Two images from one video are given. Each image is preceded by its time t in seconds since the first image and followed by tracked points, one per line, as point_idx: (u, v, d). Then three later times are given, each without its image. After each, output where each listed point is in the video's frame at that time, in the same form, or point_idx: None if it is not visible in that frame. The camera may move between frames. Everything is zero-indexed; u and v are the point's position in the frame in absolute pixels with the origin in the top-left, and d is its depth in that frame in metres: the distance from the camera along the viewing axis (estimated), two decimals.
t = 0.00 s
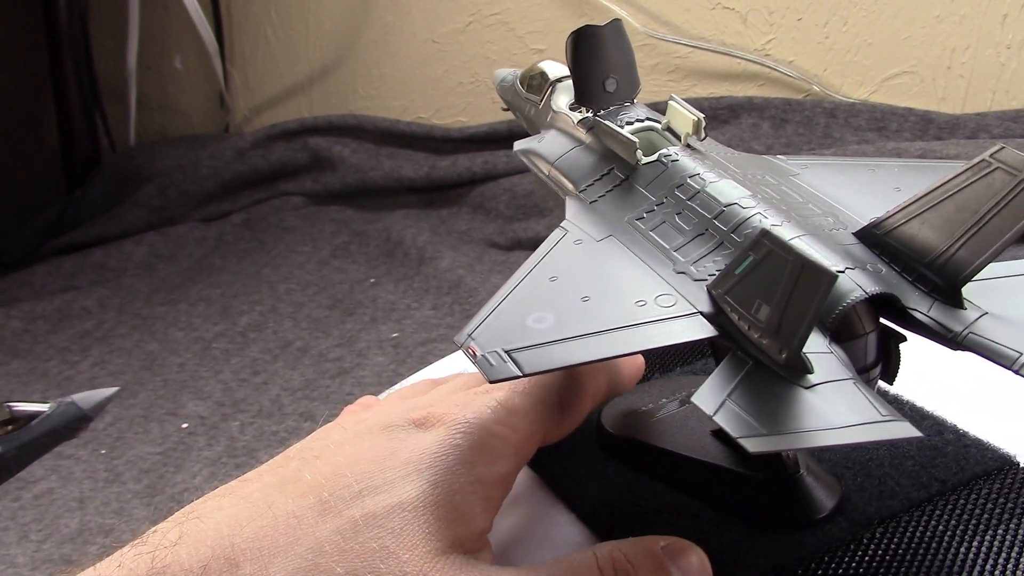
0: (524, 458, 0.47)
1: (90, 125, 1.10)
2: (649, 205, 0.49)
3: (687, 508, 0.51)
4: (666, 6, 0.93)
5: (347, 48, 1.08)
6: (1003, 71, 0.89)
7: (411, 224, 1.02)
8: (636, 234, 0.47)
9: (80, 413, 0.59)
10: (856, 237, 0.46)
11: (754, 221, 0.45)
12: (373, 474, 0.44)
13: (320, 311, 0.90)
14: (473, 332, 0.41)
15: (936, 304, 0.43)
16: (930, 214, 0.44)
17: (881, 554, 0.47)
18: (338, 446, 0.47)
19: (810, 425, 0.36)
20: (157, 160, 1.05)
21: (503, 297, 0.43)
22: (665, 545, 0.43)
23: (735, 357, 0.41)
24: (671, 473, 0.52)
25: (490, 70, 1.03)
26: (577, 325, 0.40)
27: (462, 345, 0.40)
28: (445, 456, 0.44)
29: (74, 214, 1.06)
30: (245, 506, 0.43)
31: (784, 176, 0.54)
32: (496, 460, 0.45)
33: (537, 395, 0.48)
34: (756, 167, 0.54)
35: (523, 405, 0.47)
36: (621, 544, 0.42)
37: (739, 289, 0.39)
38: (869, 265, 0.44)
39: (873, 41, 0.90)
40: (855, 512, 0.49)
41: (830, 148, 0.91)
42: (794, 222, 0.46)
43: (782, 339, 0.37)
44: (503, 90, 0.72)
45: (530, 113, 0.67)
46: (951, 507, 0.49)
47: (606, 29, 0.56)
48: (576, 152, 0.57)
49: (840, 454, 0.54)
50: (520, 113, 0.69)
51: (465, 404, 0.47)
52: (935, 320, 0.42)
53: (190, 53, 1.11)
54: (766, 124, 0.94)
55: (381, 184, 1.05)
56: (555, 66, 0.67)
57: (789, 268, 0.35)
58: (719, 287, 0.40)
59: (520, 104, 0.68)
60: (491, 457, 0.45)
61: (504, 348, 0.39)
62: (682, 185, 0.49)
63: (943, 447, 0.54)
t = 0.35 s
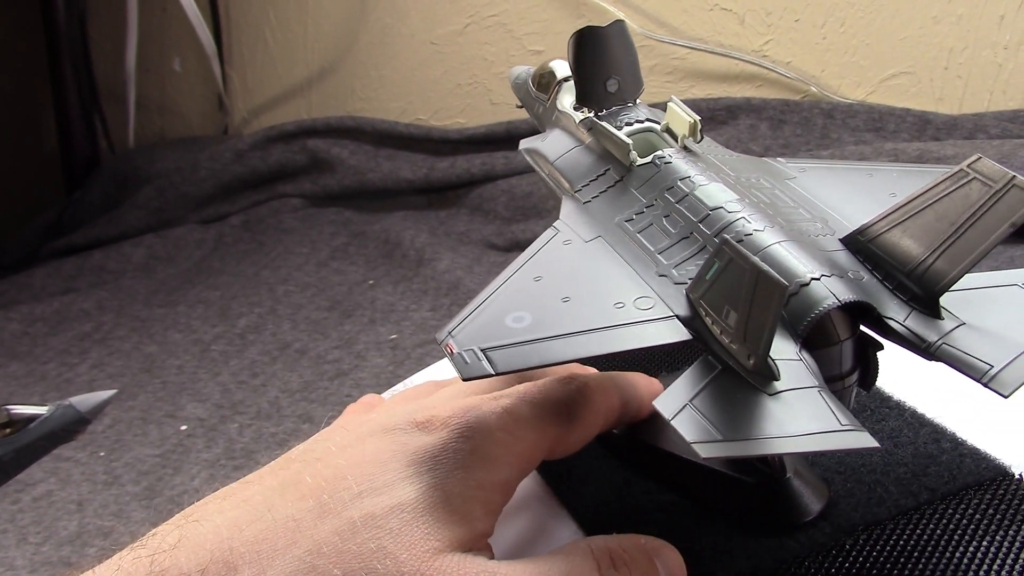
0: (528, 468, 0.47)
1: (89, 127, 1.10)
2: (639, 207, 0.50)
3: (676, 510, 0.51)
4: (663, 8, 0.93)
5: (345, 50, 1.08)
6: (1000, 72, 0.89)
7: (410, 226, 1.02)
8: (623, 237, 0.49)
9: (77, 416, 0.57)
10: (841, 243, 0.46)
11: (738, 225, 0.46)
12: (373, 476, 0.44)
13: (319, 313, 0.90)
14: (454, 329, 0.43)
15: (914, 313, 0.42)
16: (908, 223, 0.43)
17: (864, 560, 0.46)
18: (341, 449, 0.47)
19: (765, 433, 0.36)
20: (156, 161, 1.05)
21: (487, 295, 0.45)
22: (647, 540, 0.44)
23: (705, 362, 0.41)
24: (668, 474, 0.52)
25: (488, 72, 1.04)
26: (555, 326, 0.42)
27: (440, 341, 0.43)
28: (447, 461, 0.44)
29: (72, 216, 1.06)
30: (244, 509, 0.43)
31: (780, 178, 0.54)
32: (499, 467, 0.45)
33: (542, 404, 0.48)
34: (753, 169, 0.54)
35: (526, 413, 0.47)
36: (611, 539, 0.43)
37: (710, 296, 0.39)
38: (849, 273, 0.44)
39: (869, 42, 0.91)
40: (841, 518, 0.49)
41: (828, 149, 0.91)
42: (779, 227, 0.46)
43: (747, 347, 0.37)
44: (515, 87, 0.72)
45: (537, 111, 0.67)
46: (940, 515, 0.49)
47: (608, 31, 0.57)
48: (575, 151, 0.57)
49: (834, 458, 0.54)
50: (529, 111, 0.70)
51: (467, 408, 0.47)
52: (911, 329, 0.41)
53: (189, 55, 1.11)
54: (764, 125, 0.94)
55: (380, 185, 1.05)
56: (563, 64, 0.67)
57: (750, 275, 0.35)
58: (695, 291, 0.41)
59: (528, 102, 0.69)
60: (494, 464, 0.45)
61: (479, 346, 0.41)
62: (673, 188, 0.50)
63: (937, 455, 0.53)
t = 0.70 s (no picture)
0: (526, 473, 0.46)
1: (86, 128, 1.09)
2: (639, 207, 0.50)
3: (673, 509, 0.51)
4: (663, 9, 0.92)
5: (343, 50, 1.07)
6: (1000, 73, 0.89)
7: (408, 226, 1.02)
8: (623, 237, 0.49)
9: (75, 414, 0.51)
10: (843, 244, 0.46)
11: (739, 225, 0.45)
12: (373, 486, 0.44)
13: (317, 313, 0.90)
14: (453, 330, 0.43)
15: (915, 314, 0.42)
16: (910, 225, 0.42)
17: (863, 562, 0.46)
18: (340, 455, 0.47)
19: (765, 434, 0.36)
20: (154, 161, 1.05)
21: (486, 297, 0.45)
22: None
23: (705, 362, 0.40)
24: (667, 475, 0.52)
25: (486, 72, 1.05)
26: (554, 326, 0.42)
27: (441, 342, 0.43)
28: (447, 469, 0.44)
29: (70, 216, 1.05)
30: (243, 516, 0.42)
31: (782, 179, 0.54)
32: (499, 476, 0.45)
33: (541, 409, 0.48)
34: (755, 170, 0.54)
35: (526, 418, 0.47)
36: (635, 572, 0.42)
37: (710, 295, 0.39)
38: (851, 274, 0.44)
39: (868, 42, 0.91)
40: (841, 521, 0.49)
41: (827, 150, 0.91)
42: (780, 227, 0.46)
43: (748, 347, 0.37)
44: (519, 87, 0.72)
45: (539, 109, 0.67)
46: (941, 518, 0.49)
47: (609, 31, 0.57)
48: (576, 150, 0.57)
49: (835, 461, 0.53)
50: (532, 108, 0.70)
51: (467, 413, 0.47)
52: (912, 331, 0.41)
53: (187, 55, 1.11)
54: (762, 126, 0.94)
55: (378, 186, 1.05)
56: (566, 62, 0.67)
57: (749, 275, 0.35)
58: (695, 290, 0.40)
59: (531, 100, 0.69)
60: (494, 472, 0.44)
61: (477, 347, 0.42)
62: (674, 187, 0.49)
63: (939, 458, 0.53)
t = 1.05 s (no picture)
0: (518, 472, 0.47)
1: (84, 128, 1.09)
2: (634, 207, 0.50)
3: (663, 511, 0.51)
4: (660, 10, 0.93)
5: (341, 50, 1.07)
6: (997, 75, 0.89)
7: (406, 227, 1.02)
8: (616, 237, 0.49)
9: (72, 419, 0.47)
10: (833, 249, 0.45)
11: (728, 229, 0.45)
12: (360, 483, 0.43)
13: (314, 314, 0.90)
14: (439, 324, 0.47)
15: (897, 322, 0.42)
16: (893, 234, 0.42)
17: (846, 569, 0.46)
18: (328, 453, 0.46)
19: (731, 439, 0.35)
20: (151, 162, 1.04)
21: (475, 292, 0.48)
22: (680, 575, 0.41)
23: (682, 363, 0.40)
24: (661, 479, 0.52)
25: (484, 73, 1.05)
26: (535, 324, 0.44)
27: (427, 335, 0.46)
28: (435, 468, 0.44)
29: (67, 216, 1.05)
30: (229, 512, 0.42)
31: (781, 181, 0.54)
32: (491, 473, 0.45)
33: (535, 409, 0.48)
34: (754, 171, 0.54)
35: (518, 417, 0.47)
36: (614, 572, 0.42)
37: (687, 298, 0.39)
38: (836, 280, 0.43)
39: (866, 43, 0.91)
40: (829, 526, 0.49)
41: (825, 151, 0.91)
42: (769, 230, 0.46)
43: (720, 351, 0.37)
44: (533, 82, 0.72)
45: (550, 105, 0.67)
46: (930, 528, 0.48)
47: (616, 29, 0.56)
48: (581, 149, 0.58)
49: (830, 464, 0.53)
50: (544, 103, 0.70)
51: (458, 411, 0.47)
52: (891, 340, 0.41)
53: (185, 56, 1.10)
54: (761, 127, 0.94)
55: (376, 186, 1.05)
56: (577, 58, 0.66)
57: (715, 281, 0.35)
58: (674, 291, 0.40)
59: (544, 95, 0.69)
60: (486, 470, 0.45)
61: (460, 342, 0.44)
62: (669, 187, 0.50)
63: (937, 467, 0.52)
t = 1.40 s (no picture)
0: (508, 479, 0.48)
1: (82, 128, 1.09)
2: (630, 207, 0.50)
3: (650, 513, 0.51)
4: (659, 12, 0.92)
5: (339, 51, 1.07)
6: (995, 76, 0.91)
7: (404, 228, 1.02)
8: (607, 237, 0.49)
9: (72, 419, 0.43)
10: (821, 255, 0.45)
11: (713, 232, 0.45)
12: (345, 485, 0.43)
13: (312, 315, 0.90)
14: (423, 317, 0.47)
15: (871, 333, 0.40)
16: (875, 245, 0.41)
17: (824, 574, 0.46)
18: (315, 456, 0.46)
19: (688, 444, 0.35)
20: (149, 163, 1.04)
21: (465, 285, 0.49)
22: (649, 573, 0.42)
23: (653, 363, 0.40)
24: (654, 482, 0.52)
25: (482, 74, 1.05)
26: (512, 319, 0.44)
27: (411, 327, 0.47)
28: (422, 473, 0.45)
29: (65, 217, 1.05)
30: (215, 519, 0.42)
31: (782, 186, 0.54)
32: (480, 478, 0.46)
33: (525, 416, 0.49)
34: (754, 175, 0.54)
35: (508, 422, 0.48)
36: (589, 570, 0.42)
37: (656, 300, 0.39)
38: (816, 288, 0.42)
39: (864, 44, 0.92)
40: (812, 532, 0.49)
41: (823, 152, 0.91)
42: (756, 236, 0.45)
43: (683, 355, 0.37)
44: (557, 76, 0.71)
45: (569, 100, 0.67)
46: (914, 540, 0.48)
47: (628, 28, 0.55)
48: (591, 148, 0.58)
49: (823, 469, 0.53)
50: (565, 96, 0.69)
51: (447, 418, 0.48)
52: (861, 349, 0.40)
53: (182, 57, 1.10)
54: (758, 128, 0.94)
55: (374, 187, 1.05)
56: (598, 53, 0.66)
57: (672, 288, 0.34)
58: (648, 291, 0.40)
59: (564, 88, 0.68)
60: (476, 476, 0.46)
61: (440, 334, 0.45)
62: (664, 188, 0.50)
63: (930, 479, 0.52)
